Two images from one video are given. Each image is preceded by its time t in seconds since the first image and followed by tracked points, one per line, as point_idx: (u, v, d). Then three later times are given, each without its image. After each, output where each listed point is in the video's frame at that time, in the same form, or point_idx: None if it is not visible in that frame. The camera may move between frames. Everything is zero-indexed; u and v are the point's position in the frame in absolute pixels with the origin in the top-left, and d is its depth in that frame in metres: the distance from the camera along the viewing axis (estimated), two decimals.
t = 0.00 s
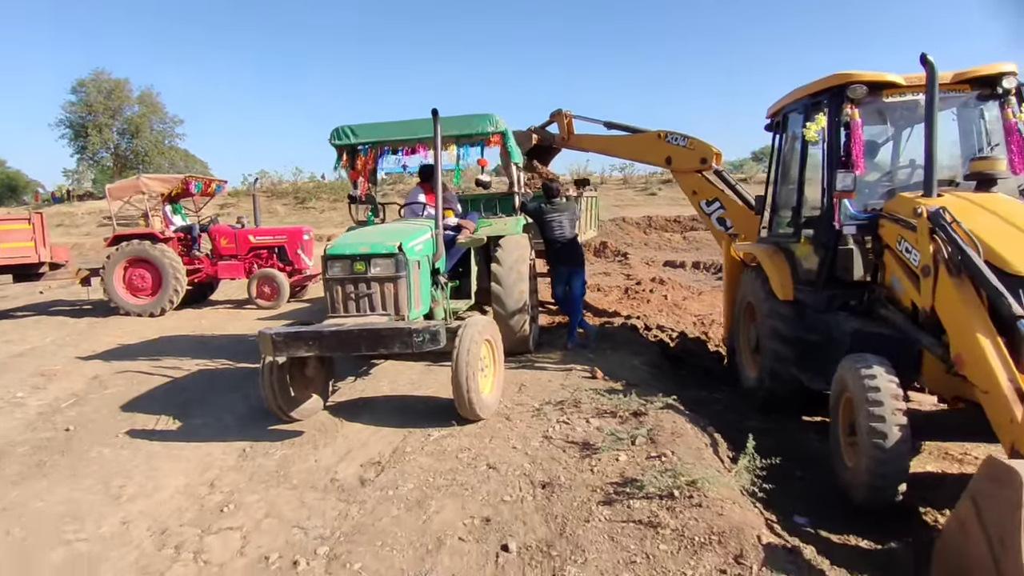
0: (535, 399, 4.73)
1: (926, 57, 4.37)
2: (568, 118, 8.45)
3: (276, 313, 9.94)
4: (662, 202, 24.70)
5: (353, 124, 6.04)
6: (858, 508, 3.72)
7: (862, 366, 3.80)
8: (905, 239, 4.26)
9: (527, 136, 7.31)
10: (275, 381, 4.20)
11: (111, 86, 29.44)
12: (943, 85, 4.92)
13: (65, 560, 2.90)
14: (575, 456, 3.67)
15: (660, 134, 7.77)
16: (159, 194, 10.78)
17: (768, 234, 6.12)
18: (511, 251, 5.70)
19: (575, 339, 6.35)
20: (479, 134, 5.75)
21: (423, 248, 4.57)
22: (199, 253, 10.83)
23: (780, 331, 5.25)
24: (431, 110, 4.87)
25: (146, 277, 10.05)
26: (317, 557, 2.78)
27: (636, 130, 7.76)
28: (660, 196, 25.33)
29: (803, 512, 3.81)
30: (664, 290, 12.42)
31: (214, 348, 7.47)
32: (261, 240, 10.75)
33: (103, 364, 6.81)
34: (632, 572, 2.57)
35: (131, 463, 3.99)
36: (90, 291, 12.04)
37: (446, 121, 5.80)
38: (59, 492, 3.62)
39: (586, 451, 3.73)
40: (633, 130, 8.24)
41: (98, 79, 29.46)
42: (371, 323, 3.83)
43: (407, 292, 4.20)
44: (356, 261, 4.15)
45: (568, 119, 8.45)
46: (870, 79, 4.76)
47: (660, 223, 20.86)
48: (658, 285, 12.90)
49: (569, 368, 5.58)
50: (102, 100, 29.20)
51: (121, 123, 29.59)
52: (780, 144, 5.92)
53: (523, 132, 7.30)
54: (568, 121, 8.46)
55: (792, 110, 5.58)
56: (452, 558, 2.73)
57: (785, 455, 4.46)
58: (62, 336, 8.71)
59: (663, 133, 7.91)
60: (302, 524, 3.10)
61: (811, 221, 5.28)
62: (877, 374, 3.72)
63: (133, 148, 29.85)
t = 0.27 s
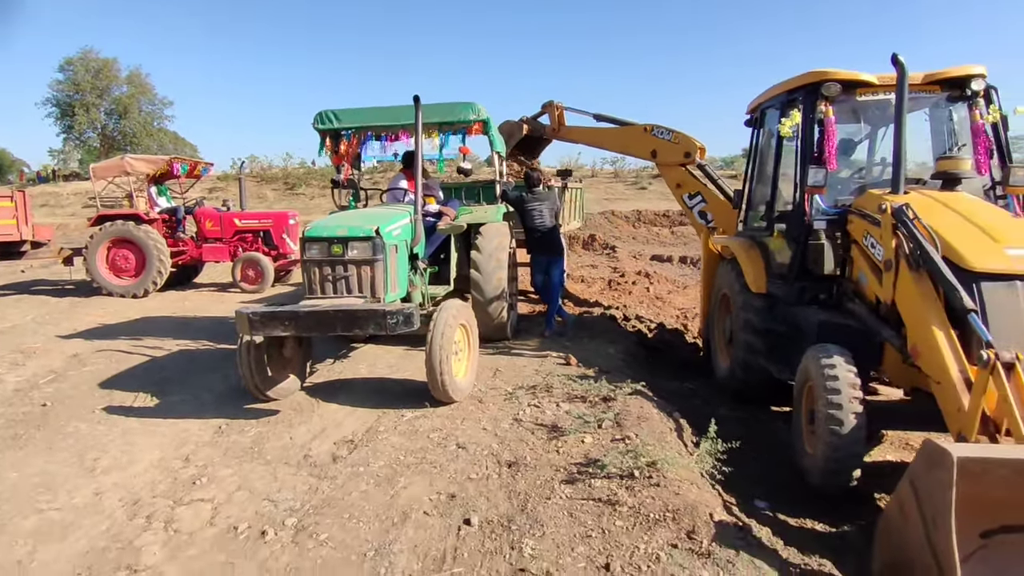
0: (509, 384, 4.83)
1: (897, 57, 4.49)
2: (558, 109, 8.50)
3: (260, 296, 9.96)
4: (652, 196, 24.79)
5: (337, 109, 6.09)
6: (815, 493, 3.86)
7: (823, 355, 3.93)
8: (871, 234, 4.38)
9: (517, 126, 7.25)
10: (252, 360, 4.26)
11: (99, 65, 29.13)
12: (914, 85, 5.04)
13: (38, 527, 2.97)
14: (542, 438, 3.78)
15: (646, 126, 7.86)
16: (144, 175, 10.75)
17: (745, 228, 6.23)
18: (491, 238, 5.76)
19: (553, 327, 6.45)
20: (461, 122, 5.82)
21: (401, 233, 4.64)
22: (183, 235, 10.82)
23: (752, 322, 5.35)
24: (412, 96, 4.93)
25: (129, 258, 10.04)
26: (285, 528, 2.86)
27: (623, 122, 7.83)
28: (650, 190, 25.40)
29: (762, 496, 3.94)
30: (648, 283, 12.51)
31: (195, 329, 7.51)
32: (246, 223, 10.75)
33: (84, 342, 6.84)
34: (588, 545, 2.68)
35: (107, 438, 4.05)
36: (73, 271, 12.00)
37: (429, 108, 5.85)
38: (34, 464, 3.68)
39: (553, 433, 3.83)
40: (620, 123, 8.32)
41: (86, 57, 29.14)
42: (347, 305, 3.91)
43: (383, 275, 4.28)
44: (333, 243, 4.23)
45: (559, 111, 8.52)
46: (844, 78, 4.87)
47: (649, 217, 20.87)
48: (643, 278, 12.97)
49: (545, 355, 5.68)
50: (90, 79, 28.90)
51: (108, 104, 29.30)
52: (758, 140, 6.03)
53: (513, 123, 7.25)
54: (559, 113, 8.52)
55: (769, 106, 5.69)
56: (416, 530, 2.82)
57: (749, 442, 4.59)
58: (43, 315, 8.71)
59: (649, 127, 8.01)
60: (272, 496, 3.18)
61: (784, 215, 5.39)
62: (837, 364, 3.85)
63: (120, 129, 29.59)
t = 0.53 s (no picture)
0: (493, 376, 4.94)
1: (872, 61, 4.62)
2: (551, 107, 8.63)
3: (249, 290, 10.01)
4: (642, 194, 24.89)
5: (326, 105, 6.18)
6: (786, 482, 4.00)
7: (796, 350, 4.07)
8: (845, 234, 4.52)
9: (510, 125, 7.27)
10: (241, 351, 4.35)
11: (87, 55, 28.90)
12: (889, 88, 5.18)
13: (30, 510, 3.05)
14: (524, 428, 3.90)
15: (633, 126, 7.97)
16: (133, 168, 10.77)
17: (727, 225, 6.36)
18: (478, 233, 5.87)
19: (538, 322, 6.57)
20: (449, 119, 5.92)
21: (388, 228, 4.74)
22: (173, 228, 10.84)
23: (730, 318, 5.48)
24: (400, 94, 5.01)
25: (118, 250, 10.06)
26: (272, 512, 2.97)
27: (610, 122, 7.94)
28: (641, 188, 25.50)
29: (735, 486, 4.08)
30: (636, 280, 12.63)
31: (184, 321, 7.57)
32: (236, 217, 10.78)
33: (73, 333, 6.89)
34: (564, 528, 2.80)
35: (98, 426, 4.13)
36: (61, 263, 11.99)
37: (417, 105, 5.93)
38: (25, 451, 3.76)
39: (535, 423, 3.95)
40: (609, 122, 8.43)
41: (74, 48, 28.91)
42: (335, 298, 4.01)
43: (370, 269, 4.38)
44: (322, 238, 4.33)
45: (553, 109, 8.63)
46: (821, 80, 5.00)
47: (639, 214, 20.91)
48: (631, 275, 13.09)
49: (530, 349, 5.80)
50: (77, 70, 28.70)
51: (96, 94, 29.09)
52: (740, 139, 6.16)
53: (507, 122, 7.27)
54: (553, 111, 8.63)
55: (750, 107, 5.82)
56: (399, 514, 2.93)
57: (725, 434, 4.73)
58: (31, 306, 8.73)
59: (637, 126, 8.12)
60: (260, 483, 3.28)
61: (764, 214, 5.53)
62: (808, 357, 3.98)
63: (108, 120, 29.39)
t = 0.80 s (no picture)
0: (485, 362, 5.12)
1: (852, 60, 4.77)
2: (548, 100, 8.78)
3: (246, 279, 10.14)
4: (637, 188, 25.02)
5: (323, 97, 6.30)
6: (763, 463, 4.19)
7: (773, 337, 4.25)
8: (823, 226, 4.69)
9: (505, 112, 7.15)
10: (241, 335, 4.51)
11: (81, 45, 28.83)
12: (870, 86, 5.33)
13: (42, 482, 3.22)
14: (513, 409, 4.08)
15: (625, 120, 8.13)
16: (130, 158, 10.86)
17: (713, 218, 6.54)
18: (471, 224, 6.02)
19: (529, 311, 6.75)
20: (443, 112, 6.08)
21: (384, 218, 4.90)
22: (170, 218, 10.96)
23: (715, 308, 5.66)
24: (396, 87, 5.15)
25: (116, 239, 10.17)
26: (272, 484, 3.14)
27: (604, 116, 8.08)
28: (635, 182, 25.63)
29: (716, 466, 4.27)
30: (629, 272, 12.78)
31: (183, 309, 7.71)
32: (232, 207, 10.90)
33: (73, 320, 7.03)
34: (548, 499, 2.98)
35: (102, 406, 4.29)
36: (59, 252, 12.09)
37: (412, 98, 6.09)
38: (34, 429, 3.92)
39: (523, 405, 4.13)
40: (603, 116, 8.58)
41: (68, 37, 28.83)
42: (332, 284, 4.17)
43: (366, 257, 4.54)
44: (319, 226, 4.49)
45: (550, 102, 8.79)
46: (805, 78, 5.18)
47: (634, 208, 20.88)
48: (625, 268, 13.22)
49: (521, 336, 5.97)
50: (72, 59, 28.62)
51: (90, 84, 29.02)
52: (726, 134, 6.33)
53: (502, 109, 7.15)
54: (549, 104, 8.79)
55: (736, 103, 6.00)
56: (393, 486, 3.10)
57: (707, 419, 4.92)
58: (30, 294, 8.84)
59: (628, 120, 8.27)
60: (261, 458, 3.45)
61: (748, 208, 5.70)
62: (784, 344, 4.17)
63: (103, 110, 29.34)
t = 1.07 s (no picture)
0: (482, 349, 5.28)
1: (841, 59, 4.87)
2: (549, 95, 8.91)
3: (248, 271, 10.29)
4: (637, 184, 25.11)
5: (326, 92, 6.44)
6: (750, 447, 4.34)
7: (759, 325, 4.39)
8: (811, 220, 4.82)
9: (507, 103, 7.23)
10: (246, 321, 4.67)
11: (82, 38, 28.91)
12: (858, 84, 5.44)
13: (58, 457, 3.39)
14: (508, 393, 4.25)
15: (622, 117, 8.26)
16: (135, 151, 11.02)
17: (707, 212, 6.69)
18: (470, 217, 6.17)
19: (526, 302, 6.92)
20: (443, 107, 6.23)
21: (385, 209, 5.06)
22: (173, 210, 11.10)
23: (707, 299, 5.79)
24: (397, 83, 5.30)
25: (121, 231, 10.32)
26: (278, 460, 3.31)
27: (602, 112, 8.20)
28: (636, 179, 25.72)
29: (703, 451, 4.41)
30: (627, 267, 12.90)
31: (187, 299, 7.87)
32: (235, 201, 11.05)
33: (81, 309, 7.20)
34: (539, 474, 3.14)
35: (113, 389, 4.46)
36: (64, 244, 12.25)
37: (413, 94, 6.25)
38: (48, 409, 4.09)
39: (518, 389, 4.29)
40: (600, 112, 8.71)
41: (69, 30, 28.93)
42: (334, 272, 4.33)
43: (368, 247, 4.71)
44: (323, 217, 4.65)
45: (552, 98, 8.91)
46: (795, 76, 5.29)
47: (633, 205, 20.75)
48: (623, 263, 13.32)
49: (518, 326, 6.13)
50: (73, 53, 28.73)
51: (92, 78, 29.11)
52: (720, 131, 6.48)
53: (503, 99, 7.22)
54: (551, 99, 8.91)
55: (728, 100, 6.15)
56: (392, 462, 3.27)
57: (697, 407, 5.07)
58: (37, 284, 9.01)
59: (625, 117, 8.41)
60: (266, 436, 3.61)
61: (739, 202, 5.86)
62: (770, 332, 4.30)
63: (104, 104, 29.49)
